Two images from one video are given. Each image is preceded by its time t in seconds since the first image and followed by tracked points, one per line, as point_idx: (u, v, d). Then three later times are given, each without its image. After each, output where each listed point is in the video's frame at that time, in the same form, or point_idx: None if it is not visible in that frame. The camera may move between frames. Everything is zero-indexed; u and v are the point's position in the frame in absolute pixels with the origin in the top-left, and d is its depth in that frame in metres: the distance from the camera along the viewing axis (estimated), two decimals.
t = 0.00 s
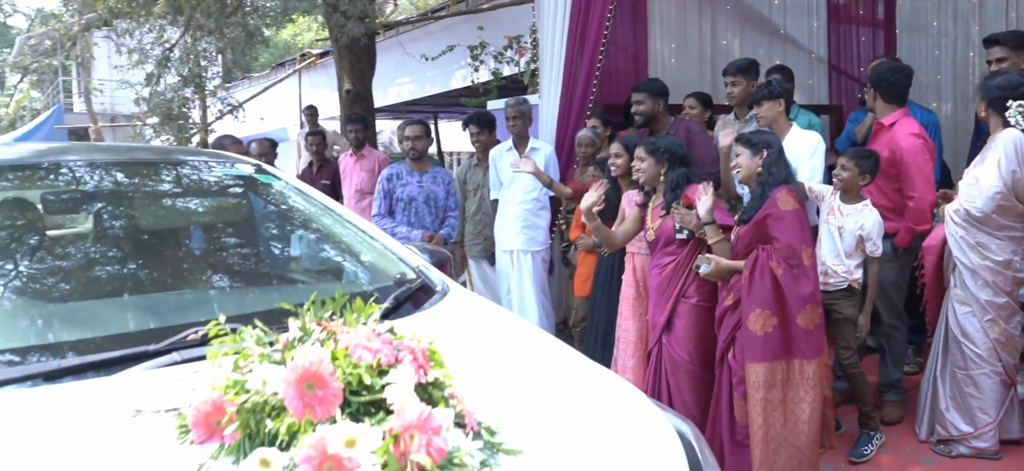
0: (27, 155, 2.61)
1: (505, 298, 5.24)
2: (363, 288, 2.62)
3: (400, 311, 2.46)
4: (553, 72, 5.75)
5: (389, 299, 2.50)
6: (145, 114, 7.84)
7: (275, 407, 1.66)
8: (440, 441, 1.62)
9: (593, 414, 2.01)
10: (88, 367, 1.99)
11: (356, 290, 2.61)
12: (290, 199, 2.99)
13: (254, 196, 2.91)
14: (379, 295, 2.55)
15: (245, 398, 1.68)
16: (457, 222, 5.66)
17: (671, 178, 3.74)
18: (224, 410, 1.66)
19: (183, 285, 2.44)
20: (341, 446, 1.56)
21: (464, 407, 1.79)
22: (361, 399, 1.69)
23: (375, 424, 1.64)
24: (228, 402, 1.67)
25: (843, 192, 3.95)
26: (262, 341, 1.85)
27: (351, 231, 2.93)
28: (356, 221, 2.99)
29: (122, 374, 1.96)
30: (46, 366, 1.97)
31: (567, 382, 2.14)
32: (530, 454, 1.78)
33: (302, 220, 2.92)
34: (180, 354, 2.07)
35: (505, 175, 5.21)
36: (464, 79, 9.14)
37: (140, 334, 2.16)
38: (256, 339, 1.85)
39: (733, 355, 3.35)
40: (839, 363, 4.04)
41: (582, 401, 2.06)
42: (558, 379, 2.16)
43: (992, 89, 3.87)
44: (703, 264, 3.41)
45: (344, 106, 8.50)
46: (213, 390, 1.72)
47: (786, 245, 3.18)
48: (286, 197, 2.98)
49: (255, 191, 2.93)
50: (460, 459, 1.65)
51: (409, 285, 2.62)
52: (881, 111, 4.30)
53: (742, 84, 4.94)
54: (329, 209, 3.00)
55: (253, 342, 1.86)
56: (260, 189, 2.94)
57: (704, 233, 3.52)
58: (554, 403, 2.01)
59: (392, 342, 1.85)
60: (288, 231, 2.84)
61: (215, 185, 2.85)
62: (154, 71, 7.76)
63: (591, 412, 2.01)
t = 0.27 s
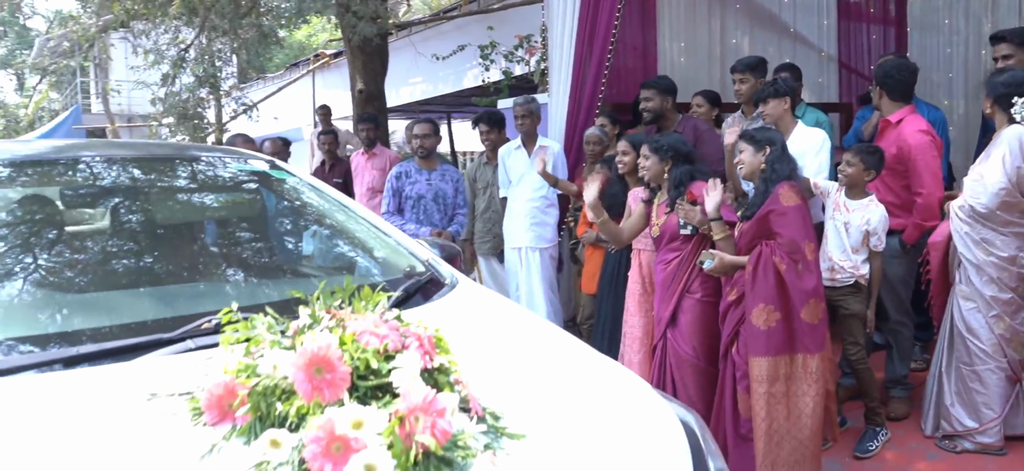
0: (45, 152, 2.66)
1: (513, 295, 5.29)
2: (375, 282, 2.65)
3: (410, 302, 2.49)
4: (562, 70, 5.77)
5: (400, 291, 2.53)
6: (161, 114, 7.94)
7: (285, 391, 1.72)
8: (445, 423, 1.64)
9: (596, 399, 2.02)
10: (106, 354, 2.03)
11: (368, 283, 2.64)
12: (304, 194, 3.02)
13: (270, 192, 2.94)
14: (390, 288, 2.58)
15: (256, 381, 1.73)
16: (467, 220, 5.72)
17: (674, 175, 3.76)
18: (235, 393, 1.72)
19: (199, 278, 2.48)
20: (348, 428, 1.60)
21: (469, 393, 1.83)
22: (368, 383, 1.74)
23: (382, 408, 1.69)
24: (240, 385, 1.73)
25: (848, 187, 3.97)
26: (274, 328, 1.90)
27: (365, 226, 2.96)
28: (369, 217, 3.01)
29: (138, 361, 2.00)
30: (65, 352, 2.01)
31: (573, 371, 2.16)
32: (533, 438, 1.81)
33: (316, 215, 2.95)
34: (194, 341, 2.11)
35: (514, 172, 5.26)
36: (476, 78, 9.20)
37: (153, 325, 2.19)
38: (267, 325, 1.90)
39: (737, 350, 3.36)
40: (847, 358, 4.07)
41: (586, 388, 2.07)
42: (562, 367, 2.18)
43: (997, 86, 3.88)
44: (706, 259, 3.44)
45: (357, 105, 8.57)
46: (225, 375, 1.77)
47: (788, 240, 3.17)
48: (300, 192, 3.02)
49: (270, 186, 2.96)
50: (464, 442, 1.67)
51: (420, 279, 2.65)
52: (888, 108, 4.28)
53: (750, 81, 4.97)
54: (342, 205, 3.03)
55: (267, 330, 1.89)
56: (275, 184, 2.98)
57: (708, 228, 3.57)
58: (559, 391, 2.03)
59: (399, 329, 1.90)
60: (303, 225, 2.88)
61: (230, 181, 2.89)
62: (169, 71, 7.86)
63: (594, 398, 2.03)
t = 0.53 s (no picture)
0: (62, 150, 2.70)
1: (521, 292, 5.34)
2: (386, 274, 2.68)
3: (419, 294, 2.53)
4: (570, 69, 5.81)
5: (409, 282, 2.56)
6: (175, 113, 8.03)
7: (295, 375, 1.77)
8: (449, 405, 1.70)
9: (600, 387, 2.07)
10: (123, 341, 2.07)
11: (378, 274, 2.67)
12: (317, 190, 3.06)
13: (284, 188, 2.98)
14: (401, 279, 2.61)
15: (266, 365, 1.79)
16: (476, 218, 5.77)
17: (677, 172, 3.81)
18: (246, 376, 1.77)
19: (214, 271, 2.50)
20: (355, 410, 1.67)
21: (475, 379, 1.88)
22: (375, 368, 1.79)
23: (389, 391, 1.74)
24: (251, 368, 1.78)
25: (854, 183, 3.98)
26: (285, 315, 1.95)
27: (378, 223, 2.99)
28: (382, 213, 3.05)
29: (155, 347, 2.04)
30: (83, 339, 2.05)
31: (579, 360, 2.20)
32: (536, 422, 1.85)
33: (330, 210, 2.97)
34: (207, 329, 2.15)
35: (522, 170, 5.31)
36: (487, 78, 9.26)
37: (168, 313, 2.23)
38: (278, 313, 1.94)
39: (739, 344, 3.39)
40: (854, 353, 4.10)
41: (589, 376, 2.12)
42: (566, 355, 2.22)
43: (1002, 83, 3.90)
44: (710, 256, 3.43)
45: (369, 105, 8.65)
46: (236, 359, 1.82)
47: (789, 235, 3.20)
48: (313, 187, 3.06)
49: (284, 182, 3.01)
50: (469, 426, 1.72)
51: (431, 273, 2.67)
52: (892, 105, 4.29)
53: (757, 79, 4.99)
54: (355, 201, 3.07)
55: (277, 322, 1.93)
56: (288, 180, 3.03)
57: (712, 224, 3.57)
58: (569, 379, 2.07)
59: (407, 316, 1.95)
60: (316, 220, 2.89)
61: (244, 176, 2.93)
62: (184, 71, 7.95)
63: (598, 386, 2.07)
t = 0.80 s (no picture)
0: (81, 144, 2.73)
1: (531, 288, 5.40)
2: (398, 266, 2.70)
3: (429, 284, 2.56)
4: (580, 67, 5.88)
5: (420, 273, 2.60)
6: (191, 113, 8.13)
7: (306, 357, 1.84)
8: (456, 386, 1.77)
9: (606, 373, 2.10)
10: (142, 325, 2.12)
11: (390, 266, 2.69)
12: (332, 184, 3.09)
13: (299, 183, 3.00)
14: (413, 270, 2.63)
15: (279, 346, 1.85)
16: (487, 215, 5.83)
17: (681, 168, 3.87)
18: (260, 357, 1.83)
19: (228, 262, 2.53)
20: (365, 390, 1.74)
21: (482, 362, 1.94)
22: (385, 350, 1.85)
23: (397, 371, 1.81)
24: (265, 350, 1.85)
25: (861, 179, 4.03)
26: (297, 299, 2.01)
27: (392, 217, 3.02)
28: (396, 207, 3.07)
29: (172, 332, 2.09)
30: (103, 324, 2.10)
31: (585, 347, 2.24)
32: (542, 404, 1.88)
33: (344, 204, 3.02)
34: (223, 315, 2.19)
35: (531, 167, 5.37)
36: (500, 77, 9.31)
37: (185, 299, 2.28)
38: (291, 298, 2.01)
39: (743, 337, 3.42)
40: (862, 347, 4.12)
41: (595, 362, 2.15)
42: (572, 342, 2.26)
43: (1007, 79, 3.91)
44: (714, 250, 3.47)
45: (382, 104, 8.72)
46: (251, 341, 1.88)
47: (792, 229, 3.22)
48: (328, 182, 3.09)
49: (300, 175, 3.04)
50: (475, 406, 1.78)
51: (444, 266, 2.69)
52: (898, 102, 4.31)
53: (765, 76, 5.03)
54: (369, 195, 3.09)
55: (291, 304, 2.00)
56: (305, 174, 3.06)
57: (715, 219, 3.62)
58: (575, 365, 2.11)
59: (416, 300, 2.02)
60: (332, 214, 2.94)
61: (259, 171, 2.96)
62: (200, 71, 8.05)
63: (604, 372, 2.10)
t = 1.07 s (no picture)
0: (96, 139, 2.81)
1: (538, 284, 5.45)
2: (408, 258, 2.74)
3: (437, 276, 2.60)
4: (588, 66, 5.95)
5: (429, 266, 2.64)
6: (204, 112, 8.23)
7: (317, 342, 1.89)
8: (462, 369, 1.82)
9: (611, 362, 2.14)
10: (157, 313, 2.17)
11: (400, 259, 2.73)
12: (345, 180, 3.14)
13: (310, 179, 3.06)
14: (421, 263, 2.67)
15: (290, 332, 1.91)
16: (495, 212, 5.88)
17: (686, 165, 3.90)
18: (272, 342, 1.89)
19: (241, 255, 2.55)
20: (372, 374, 1.78)
21: (488, 348, 2.00)
22: (392, 336, 1.91)
23: (405, 356, 1.87)
24: (276, 335, 1.91)
25: (867, 175, 4.07)
26: (308, 287, 2.09)
27: (404, 212, 3.05)
28: (408, 202, 3.11)
29: (188, 319, 2.14)
30: (119, 311, 2.16)
31: (591, 336, 2.29)
32: (548, 390, 1.93)
33: (356, 198, 3.06)
34: (235, 302, 2.25)
35: (539, 165, 5.43)
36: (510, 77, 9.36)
37: (198, 289, 2.32)
38: (302, 286, 2.08)
39: (745, 331, 3.45)
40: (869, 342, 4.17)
41: (599, 351, 2.19)
42: (577, 332, 2.30)
43: (1010, 76, 3.93)
44: (716, 245, 3.51)
45: (393, 103, 8.79)
46: (263, 327, 1.95)
47: (794, 225, 3.25)
48: (341, 177, 3.14)
49: (312, 171, 3.11)
50: (480, 389, 1.83)
51: (453, 260, 2.73)
52: (902, 99, 4.34)
53: (771, 74, 5.06)
54: (382, 191, 3.14)
55: (301, 292, 2.08)
56: (318, 170, 3.12)
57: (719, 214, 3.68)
58: (580, 354, 2.15)
59: (424, 287, 2.09)
60: (342, 210, 2.96)
61: (272, 167, 3.03)
62: (213, 71, 8.14)
63: (609, 361, 2.14)
